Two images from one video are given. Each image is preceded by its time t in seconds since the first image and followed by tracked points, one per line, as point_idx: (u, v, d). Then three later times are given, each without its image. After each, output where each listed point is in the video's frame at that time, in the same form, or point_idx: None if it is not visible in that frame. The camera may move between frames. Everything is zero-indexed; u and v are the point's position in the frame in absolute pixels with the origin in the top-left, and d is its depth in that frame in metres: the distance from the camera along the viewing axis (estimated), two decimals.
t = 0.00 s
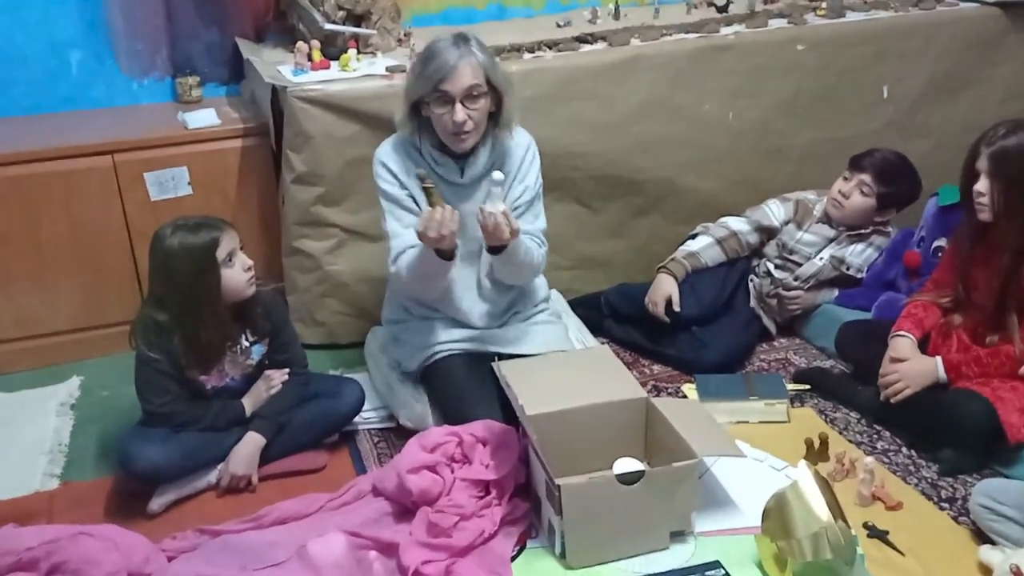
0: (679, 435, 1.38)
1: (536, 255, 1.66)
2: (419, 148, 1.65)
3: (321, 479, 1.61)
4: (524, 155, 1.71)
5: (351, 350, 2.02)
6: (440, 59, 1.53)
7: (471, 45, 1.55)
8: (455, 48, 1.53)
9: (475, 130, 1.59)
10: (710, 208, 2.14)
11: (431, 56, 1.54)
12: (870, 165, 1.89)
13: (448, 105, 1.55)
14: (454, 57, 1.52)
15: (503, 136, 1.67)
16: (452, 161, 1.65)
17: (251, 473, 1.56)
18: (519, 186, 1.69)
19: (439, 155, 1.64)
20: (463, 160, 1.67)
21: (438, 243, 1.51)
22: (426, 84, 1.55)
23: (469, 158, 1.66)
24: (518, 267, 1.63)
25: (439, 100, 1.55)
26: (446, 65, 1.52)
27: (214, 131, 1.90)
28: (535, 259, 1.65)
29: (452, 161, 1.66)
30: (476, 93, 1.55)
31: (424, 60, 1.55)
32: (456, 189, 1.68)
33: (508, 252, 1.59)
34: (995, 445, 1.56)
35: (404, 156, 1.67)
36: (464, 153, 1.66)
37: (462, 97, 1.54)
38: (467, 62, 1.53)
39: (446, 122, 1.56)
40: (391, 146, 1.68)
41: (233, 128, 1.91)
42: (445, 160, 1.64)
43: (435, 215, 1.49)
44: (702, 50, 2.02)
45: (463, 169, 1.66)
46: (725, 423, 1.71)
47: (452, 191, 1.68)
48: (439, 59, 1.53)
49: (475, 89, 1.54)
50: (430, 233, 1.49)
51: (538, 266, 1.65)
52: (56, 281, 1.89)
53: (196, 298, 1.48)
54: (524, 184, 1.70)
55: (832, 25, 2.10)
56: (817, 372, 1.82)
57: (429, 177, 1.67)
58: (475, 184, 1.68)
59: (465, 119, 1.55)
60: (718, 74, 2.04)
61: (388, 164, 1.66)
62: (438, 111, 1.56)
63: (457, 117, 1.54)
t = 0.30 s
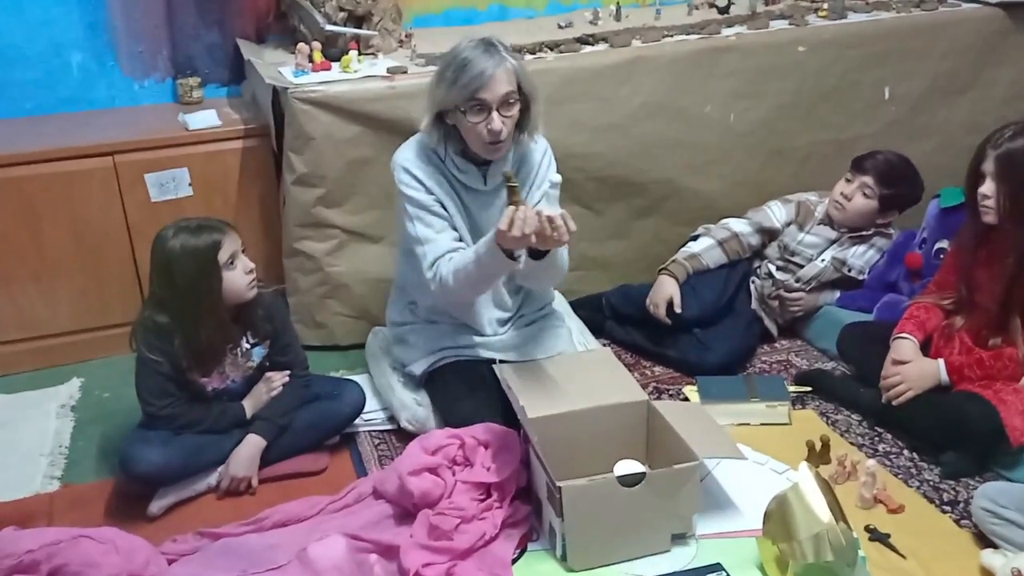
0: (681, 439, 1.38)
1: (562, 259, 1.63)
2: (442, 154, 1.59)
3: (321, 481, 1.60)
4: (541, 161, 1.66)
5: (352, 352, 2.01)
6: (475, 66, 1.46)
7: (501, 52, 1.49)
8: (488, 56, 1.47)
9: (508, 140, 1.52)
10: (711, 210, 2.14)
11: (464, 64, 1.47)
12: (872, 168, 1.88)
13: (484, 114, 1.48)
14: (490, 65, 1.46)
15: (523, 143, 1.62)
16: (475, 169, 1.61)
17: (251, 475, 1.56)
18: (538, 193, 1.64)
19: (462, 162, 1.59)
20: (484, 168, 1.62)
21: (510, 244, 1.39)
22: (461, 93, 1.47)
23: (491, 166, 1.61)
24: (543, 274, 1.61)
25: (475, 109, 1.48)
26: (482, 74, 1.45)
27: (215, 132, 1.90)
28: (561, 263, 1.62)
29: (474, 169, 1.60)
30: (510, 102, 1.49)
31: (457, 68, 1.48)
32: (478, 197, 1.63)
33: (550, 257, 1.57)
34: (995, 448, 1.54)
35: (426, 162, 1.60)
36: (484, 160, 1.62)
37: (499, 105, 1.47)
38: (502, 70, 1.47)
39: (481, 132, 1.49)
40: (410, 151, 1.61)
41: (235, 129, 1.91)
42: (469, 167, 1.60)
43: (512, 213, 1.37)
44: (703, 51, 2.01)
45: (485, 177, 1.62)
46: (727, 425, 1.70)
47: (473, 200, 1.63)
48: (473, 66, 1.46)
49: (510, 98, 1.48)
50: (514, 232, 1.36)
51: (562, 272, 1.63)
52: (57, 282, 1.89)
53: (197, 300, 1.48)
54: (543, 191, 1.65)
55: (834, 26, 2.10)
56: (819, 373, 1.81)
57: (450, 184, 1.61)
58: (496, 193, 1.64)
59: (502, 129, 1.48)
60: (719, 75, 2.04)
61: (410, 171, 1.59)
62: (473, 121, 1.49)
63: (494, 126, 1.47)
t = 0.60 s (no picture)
0: (678, 442, 1.37)
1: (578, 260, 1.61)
2: (456, 159, 1.57)
3: (316, 485, 1.59)
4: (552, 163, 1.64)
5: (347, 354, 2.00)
6: (496, 70, 1.43)
7: (520, 55, 1.46)
8: (509, 61, 1.44)
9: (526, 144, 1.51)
10: (710, 210, 2.13)
11: (484, 69, 1.44)
12: (871, 168, 1.87)
13: (504, 118, 1.46)
14: (513, 69, 1.43)
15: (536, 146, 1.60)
16: (489, 173, 1.59)
17: (245, 479, 1.54)
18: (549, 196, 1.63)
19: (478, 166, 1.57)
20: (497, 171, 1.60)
21: (555, 239, 1.39)
22: (481, 98, 1.45)
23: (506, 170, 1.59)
24: (563, 273, 1.62)
25: (496, 113, 1.45)
26: (504, 79, 1.43)
27: (210, 132, 1.89)
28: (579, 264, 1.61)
29: (488, 173, 1.59)
30: (529, 106, 1.47)
31: (477, 72, 1.45)
32: (492, 201, 1.60)
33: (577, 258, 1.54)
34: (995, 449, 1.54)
35: (439, 166, 1.57)
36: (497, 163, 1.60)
37: (520, 109, 1.45)
38: (525, 75, 1.44)
39: (501, 137, 1.47)
40: (423, 154, 1.58)
41: (230, 129, 1.90)
42: (483, 171, 1.58)
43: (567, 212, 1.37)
44: (702, 51, 2.00)
45: (499, 180, 1.60)
46: (725, 427, 1.69)
47: (488, 204, 1.60)
48: (495, 71, 1.43)
49: (529, 102, 1.46)
50: (564, 229, 1.36)
51: (581, 272, 1.61)
52: (50, 283, 1.88)
53: (191, 302, 1.47)
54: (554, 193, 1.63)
55: (833, 25, 2.08)
56: (818, 375, 1.80)
57: (464, 188, 1.59)
58: (509, 196, 1.62)
59: (522, 133, 1.46)
60: (718, 75, 2.02)
61: (425, 175, 1.56)
62: (493, 125, 1.46)
63: (515, 130, 1.45)
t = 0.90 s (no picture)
0: (668, 440, 1.38)
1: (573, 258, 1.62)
2: (457, 157, 1.58)
3: (308, 483, 1.60)
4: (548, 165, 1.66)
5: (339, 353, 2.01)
6: (500, 71, 1.44)
7: (523, 56, 1.47)
8: (513, 61, 1.45)
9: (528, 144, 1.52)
10: (700, 211, 2.14)
11: (488, 69, 1.45)
12: (857, 168, 1.89)
13: (507, 119, 1.47)
14: (517, 69, 1.44)
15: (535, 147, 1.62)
16: (489, 172, 1.60)
17: (236, 477, 1.55)
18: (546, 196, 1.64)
19: (479, 166, 1.58)
20: (497, 171, 1.61)
21: (559, 235, 1.41)
22: (485, 98, 1.46)
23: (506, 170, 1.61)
24: (558, 271, 1.64)
25: (499, 113, 1.46)
26: (508, 80, 1.44)
27: (202, 132, 1.90)
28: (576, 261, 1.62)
29: (488, 172, 1.60)
30: (532, 107, 1.48)
31: (481, 73, 1.46)
32: (491, 200, 1.62)
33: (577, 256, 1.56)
34: (981, 447, 1.56)
35: (440, 165, 1.58)
36: (497, 163, 1.61)
37: (523, 110, 1.46)
38: (529, 75, 1.46)
39: (503, 137, 1.48)
40: (424, 152, 1.59)
41: (222, 130, 1.91)
42: (483, 170, 1.59)
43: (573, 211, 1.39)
44: (692, 52, 2.01)
45: (499, 180, 1.61)
46: (714, 425, 1.71)
47: (487, 203, 1.62)
48: (500, 72, 1.44)
49: (532, 103, 1.47)
50: (571, 225, 1.38)
51: (576, 270, 1.63)
52: (43, 283, 1.89)
53: (184, 301, 1.48)
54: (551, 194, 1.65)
55: (822, 27, 2.10)
56: (806, 374, 1.82)
57: (464, 187, 1.60)
58: (508, 196, 1.63)
59: (525, 133, 1.47)
60: (707, 76, 2.04)
61: (427, 173, 1.57)
62: (496, 125, 1.48)
63: (518, 131, 1.47)
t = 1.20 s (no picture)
0: (655, 438, 1.38)
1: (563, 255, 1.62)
2: (450, 154, 1.57)
3: (294, 483, 1.60)
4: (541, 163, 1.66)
5: (326, 352, 2.00)
6: (495, 67, 1.44)
7: (519, 53, 1.47)
8: (509, 58, 1.45)
9: (521, 142, 1.52)
10: (687, 209, 2.15)
11: (483, 66, 1.44)
12: (844, 167, 1.91)
13: (501, 115, 1.47)
14: (512, 66, 1.44)
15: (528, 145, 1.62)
16: (481, 169, 1.60)
17: (222, 477, 1.55)
18: (539, 195, 1.64)
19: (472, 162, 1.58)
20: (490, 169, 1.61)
21: (550, 232, 1.41)
22: (480, 94, 1.45)
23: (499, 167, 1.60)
24: (549, 268, 1.64)
25: (493, 110, 1.46)
26: (503, 77, 1.44)
27: (188, 130, 1.89)
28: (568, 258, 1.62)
29: (481, 169, 1.59)
30: (526, 104, 1.48)
31: (475, 69, 1.45)
32: (483, 197, 1.61)
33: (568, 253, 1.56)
34: (966, 444, 1.57)
35: (433, 161, 1.58)
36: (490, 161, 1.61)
37: (517, 107, 1.46)
38: (524, 72, 1.45)
39: (497, 134, 1.48)
40: (416, 148, 1.59)
41: (208, 128, 1.90)
42: (476, 167, 1.59)
43: (563, 208, 1.39)
44: (679, 51, 2.02)
45: (492, 177, 1.61)
46: (701, 423, 1.71)
47: (479, 200, 1.61)
48: (495, 68, 1.44)
49: (527, 100, 1.47)
50: (563, 222, 1.38)
51: (566, 268, 1.63)
52: (28, 283, 1.88)
53: (169, 299, 1.47)
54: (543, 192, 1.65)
55: (808, 26, 2.11)
56: (792, 371, 1.83)
57: (456, 184, 1.59)
58: (500, 193, 1.63)
59: (519, 130, 1.47)
60: (694, 75, 2.04)
61: (419, 169, 1.57)
62: (489, 122, 1.47)
63: (512, 128, 1.47)
